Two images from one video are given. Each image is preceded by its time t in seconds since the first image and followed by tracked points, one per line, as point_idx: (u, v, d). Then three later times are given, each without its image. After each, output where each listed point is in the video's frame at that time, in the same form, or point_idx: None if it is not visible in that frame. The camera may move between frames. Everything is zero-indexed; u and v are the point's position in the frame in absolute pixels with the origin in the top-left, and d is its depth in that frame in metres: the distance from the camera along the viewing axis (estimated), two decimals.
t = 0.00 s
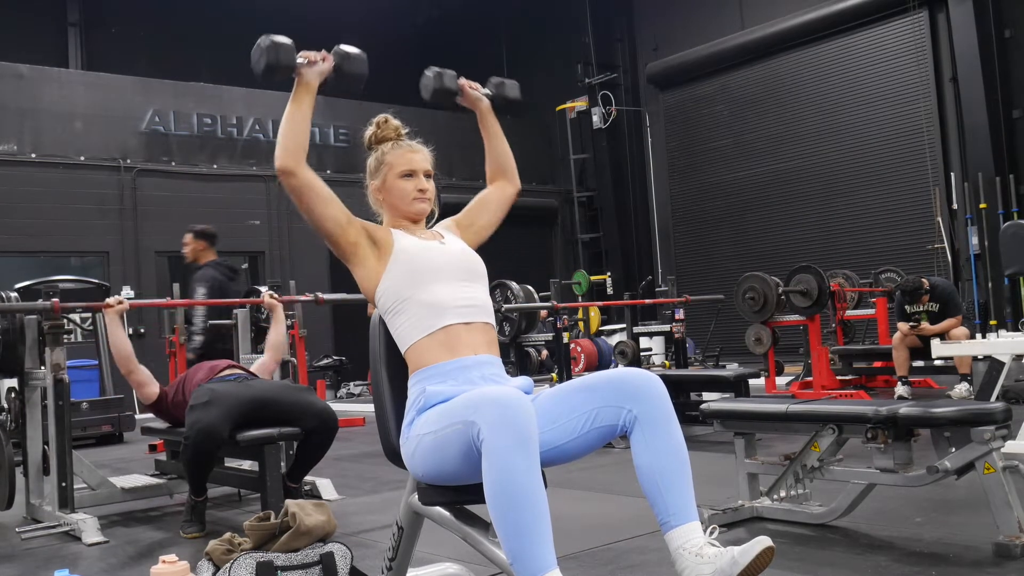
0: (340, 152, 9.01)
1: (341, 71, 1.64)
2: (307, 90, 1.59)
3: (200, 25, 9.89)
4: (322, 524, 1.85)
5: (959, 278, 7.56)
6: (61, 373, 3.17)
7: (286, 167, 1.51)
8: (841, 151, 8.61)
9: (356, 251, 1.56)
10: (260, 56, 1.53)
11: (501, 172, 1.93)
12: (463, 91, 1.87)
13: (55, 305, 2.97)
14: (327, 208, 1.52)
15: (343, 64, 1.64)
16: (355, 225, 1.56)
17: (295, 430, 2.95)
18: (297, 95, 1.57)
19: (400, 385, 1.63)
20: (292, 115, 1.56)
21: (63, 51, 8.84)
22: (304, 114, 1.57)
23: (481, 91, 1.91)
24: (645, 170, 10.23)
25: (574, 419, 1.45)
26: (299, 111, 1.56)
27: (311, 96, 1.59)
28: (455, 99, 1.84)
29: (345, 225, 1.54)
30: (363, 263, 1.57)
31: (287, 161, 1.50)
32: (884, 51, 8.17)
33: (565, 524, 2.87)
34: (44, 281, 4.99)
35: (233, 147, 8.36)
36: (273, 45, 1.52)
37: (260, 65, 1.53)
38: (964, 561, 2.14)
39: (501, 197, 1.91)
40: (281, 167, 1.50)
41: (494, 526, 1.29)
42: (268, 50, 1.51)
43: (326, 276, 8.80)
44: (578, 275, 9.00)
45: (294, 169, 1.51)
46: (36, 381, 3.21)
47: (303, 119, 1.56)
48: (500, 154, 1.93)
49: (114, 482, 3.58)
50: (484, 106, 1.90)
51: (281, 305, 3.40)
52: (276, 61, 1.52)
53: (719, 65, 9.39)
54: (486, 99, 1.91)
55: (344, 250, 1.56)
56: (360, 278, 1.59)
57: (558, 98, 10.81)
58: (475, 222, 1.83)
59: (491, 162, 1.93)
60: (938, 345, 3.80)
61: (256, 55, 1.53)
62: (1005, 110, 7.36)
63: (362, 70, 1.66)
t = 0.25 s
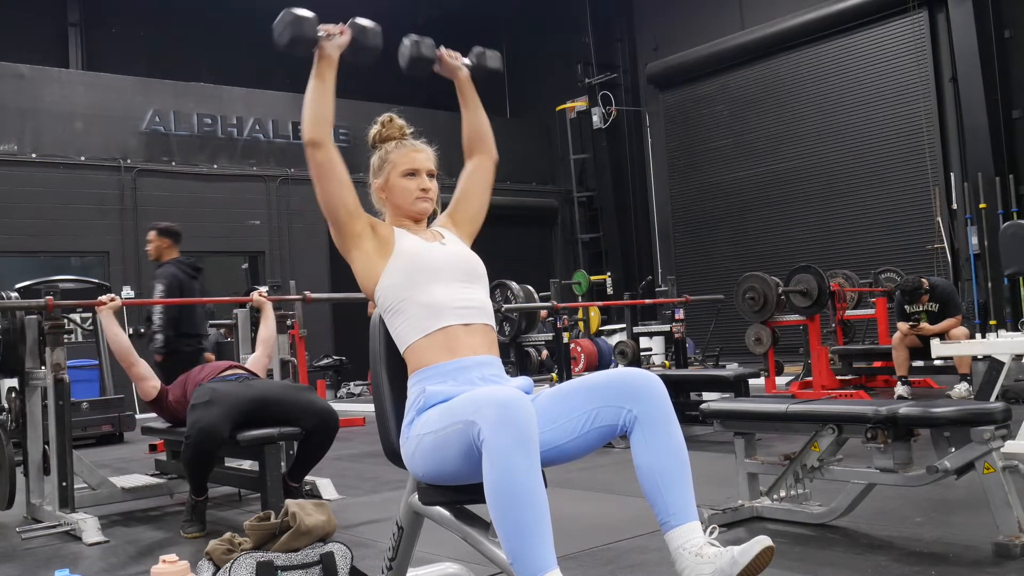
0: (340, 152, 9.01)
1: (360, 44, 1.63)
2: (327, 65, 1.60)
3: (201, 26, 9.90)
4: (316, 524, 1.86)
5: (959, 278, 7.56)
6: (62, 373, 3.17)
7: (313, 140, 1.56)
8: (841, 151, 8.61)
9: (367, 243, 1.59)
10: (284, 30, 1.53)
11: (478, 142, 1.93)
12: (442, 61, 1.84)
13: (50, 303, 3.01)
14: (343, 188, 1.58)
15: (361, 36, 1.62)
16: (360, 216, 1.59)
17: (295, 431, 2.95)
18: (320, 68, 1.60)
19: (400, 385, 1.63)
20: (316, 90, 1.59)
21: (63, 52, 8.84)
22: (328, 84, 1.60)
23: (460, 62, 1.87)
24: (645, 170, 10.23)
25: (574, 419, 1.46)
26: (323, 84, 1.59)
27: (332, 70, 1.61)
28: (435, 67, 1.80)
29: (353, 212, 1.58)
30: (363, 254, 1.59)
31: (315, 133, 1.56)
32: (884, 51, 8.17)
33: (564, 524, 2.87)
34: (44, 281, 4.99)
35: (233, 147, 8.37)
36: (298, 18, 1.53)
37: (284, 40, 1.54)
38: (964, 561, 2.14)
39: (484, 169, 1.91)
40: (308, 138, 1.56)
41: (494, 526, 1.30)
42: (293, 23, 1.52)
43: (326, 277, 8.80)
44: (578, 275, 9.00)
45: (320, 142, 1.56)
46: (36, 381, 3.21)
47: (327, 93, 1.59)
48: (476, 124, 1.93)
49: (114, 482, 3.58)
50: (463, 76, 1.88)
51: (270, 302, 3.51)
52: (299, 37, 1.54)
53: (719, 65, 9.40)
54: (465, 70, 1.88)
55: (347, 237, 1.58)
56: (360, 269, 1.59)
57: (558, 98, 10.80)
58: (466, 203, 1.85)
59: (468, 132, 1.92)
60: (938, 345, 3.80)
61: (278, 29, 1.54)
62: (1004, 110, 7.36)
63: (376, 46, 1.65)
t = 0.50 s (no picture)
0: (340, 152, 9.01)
1: (373, 29, 1.69)
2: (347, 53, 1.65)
3: (201, 26, 9.90)
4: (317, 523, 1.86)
5: (959, 278, 7.56)
6: (62, 373, 3.17)
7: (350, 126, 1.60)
8: (841, 151, 8.61)
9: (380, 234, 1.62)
10: (304, 18, 1.57)
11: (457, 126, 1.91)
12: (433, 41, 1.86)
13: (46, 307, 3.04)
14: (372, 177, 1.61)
15: (375, 21, 1.68)
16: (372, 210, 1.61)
17: (295, 431, 2.94)
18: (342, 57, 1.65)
19: (400, 385, 1.63)
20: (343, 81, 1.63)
21: (63, 52, 8.84)
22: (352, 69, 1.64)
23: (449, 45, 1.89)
24: (645, 170, 10.23)
25: (574, 419, 1.46)
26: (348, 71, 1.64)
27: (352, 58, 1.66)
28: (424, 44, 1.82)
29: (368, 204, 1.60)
30: (366, 251, 1.60)
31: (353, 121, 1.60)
32: (884, 51, 8.17)
33: (564, 524, 2.87)
34: (45, 281, 4.99)
35: (233, 147, 8.36)
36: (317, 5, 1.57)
37: (305, 28, 1.58)
38: (964, 561, 2.14)
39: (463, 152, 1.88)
40: (348, 127, 1.60)
41: (494, 526, 1.30)
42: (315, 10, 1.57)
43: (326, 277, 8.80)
44: (578, 275, 8.99)
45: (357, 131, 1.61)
46: (36, 381, 3.21)
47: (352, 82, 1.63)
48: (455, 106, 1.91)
49: (114, 481, 3.58)
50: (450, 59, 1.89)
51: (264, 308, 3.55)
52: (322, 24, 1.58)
53: (719, 65, 9.40)
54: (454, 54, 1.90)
55: (357, 230, 1.60)
56: (362, 267, 1.60)
57: (558, 98, 10.80)
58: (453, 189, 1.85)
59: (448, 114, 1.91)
60: (938, 345, 3.80)
61: (299, 18, 1.58)
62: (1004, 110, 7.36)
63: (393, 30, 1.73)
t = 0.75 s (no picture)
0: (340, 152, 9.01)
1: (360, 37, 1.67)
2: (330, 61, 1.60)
3: (200, 25, 9.90)
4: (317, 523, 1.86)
5: (959, 278, 7.56)
6: (62, 373, 3.18)
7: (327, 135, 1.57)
8: (841, 151, 8.61)
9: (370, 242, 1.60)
10: (294, 22, 1.53)
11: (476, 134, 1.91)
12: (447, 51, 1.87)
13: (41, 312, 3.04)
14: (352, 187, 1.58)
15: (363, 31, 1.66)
16: (364, 219, 1.60)
17: (295, 431, 2.94)
18: (326, 65, 1.60)
19: (400, 385, 1.63)
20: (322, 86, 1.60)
21: (63, 52, 8.84)
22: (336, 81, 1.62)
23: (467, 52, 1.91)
24: (645, 170, 10.23)
25: (573, 420, 1.46)
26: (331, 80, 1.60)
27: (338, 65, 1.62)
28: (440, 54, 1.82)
29: (360, 212, 1.59)
30: (365, 255, 1.59)
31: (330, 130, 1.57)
32: (884, 51, 8.17)
33: (564, 524, 2.87)
34: (45, 281, 4.98)
35: (233, 147, 8.37)
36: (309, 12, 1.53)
37: (294, 32, 1.55)
38: (964, 561, 2.14)
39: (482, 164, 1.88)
40: (323, 135, 1.57)
41: (494, 526, 1.30)
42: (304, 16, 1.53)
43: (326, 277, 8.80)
44: (578, 275, 8.99)
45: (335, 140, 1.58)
46: (36, 381, 3.20)
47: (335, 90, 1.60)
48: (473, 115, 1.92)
49: (114, 481, 3.58)
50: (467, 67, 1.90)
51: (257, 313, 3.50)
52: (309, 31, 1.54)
53: (719, 65, 9.40)
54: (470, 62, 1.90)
55: (351, 237, 1.59)
56: (360, 269, 1.60)
57: (558, 99, 10.80)
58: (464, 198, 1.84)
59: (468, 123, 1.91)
60: (938, 345, 3.80)
61: (288, 21, 1.54)
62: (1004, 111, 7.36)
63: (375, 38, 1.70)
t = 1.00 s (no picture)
0: (340, 152, 9.01)
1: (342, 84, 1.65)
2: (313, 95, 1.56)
3: (200, 25, 9.90)
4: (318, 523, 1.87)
5: (959, 278, 7.55)
6: (62, 374, 3.17)
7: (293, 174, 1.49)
8: (841, 151, 8.61)
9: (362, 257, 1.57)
10: (286, 52, 1.49)
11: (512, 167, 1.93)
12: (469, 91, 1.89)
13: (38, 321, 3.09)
14: (336, 217, 1.52)
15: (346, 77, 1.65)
16: (359, 231, 1.56)
17: (295, 431, 2.94)
18: (304, 101, 1.55)
19: (400, 385, 1.63)
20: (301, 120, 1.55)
21: (63, 52, 8.85)
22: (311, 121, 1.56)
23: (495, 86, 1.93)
24: (645, 170, 10.23)
25: (574, 420, 1.46)
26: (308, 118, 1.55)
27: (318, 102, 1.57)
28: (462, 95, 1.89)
29: (352, 231, 1.55)
30: (363, 268, 1.58)
31: (295, 167, 1.49)
32: (885, 51, 8.17)
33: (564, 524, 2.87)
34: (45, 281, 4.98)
35: (233, 148, 8.36)
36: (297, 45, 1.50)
37: (280, 63, 1.50)
38: (964, 561, 2.14)
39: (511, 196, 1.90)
40: (290, 175, 1.49)
41: (493, 526, 1.30)
42: (294, 48, 1.49)
43: (326, 277, 8.80)
44: (578, 275, 8.99)
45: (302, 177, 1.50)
46: (36, 382, 3.20)
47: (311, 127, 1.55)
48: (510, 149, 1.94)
49: (114, 481, 3.58)
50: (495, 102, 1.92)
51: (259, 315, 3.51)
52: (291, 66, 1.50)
53: (719, 65, 9.40)
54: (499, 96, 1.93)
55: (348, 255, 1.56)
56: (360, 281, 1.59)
57: (558, 99, 10.81)
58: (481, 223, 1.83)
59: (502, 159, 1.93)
60: (939, 345, 3.80)
61: (278, 52, 1.50)
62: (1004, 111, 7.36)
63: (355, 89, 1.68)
